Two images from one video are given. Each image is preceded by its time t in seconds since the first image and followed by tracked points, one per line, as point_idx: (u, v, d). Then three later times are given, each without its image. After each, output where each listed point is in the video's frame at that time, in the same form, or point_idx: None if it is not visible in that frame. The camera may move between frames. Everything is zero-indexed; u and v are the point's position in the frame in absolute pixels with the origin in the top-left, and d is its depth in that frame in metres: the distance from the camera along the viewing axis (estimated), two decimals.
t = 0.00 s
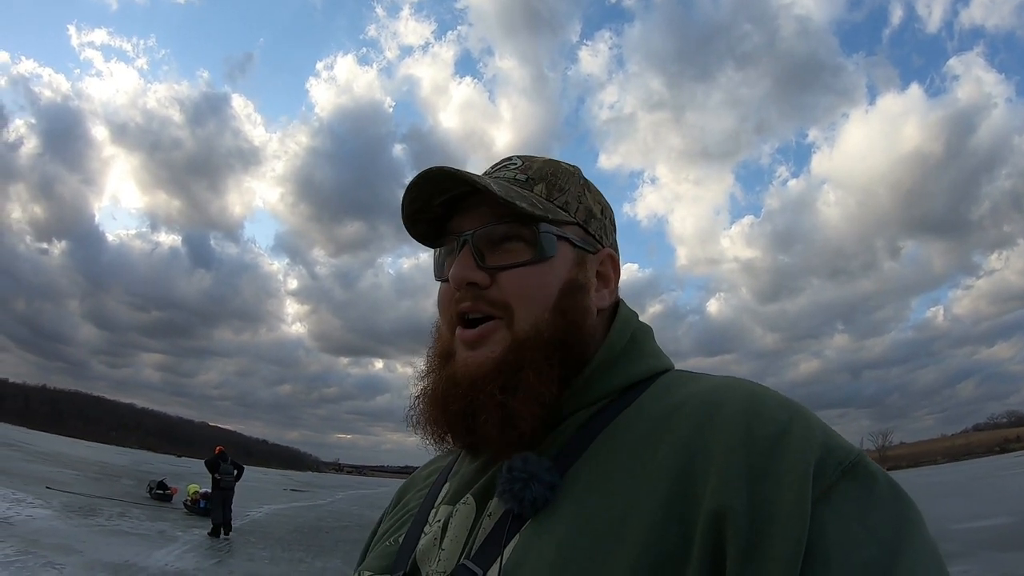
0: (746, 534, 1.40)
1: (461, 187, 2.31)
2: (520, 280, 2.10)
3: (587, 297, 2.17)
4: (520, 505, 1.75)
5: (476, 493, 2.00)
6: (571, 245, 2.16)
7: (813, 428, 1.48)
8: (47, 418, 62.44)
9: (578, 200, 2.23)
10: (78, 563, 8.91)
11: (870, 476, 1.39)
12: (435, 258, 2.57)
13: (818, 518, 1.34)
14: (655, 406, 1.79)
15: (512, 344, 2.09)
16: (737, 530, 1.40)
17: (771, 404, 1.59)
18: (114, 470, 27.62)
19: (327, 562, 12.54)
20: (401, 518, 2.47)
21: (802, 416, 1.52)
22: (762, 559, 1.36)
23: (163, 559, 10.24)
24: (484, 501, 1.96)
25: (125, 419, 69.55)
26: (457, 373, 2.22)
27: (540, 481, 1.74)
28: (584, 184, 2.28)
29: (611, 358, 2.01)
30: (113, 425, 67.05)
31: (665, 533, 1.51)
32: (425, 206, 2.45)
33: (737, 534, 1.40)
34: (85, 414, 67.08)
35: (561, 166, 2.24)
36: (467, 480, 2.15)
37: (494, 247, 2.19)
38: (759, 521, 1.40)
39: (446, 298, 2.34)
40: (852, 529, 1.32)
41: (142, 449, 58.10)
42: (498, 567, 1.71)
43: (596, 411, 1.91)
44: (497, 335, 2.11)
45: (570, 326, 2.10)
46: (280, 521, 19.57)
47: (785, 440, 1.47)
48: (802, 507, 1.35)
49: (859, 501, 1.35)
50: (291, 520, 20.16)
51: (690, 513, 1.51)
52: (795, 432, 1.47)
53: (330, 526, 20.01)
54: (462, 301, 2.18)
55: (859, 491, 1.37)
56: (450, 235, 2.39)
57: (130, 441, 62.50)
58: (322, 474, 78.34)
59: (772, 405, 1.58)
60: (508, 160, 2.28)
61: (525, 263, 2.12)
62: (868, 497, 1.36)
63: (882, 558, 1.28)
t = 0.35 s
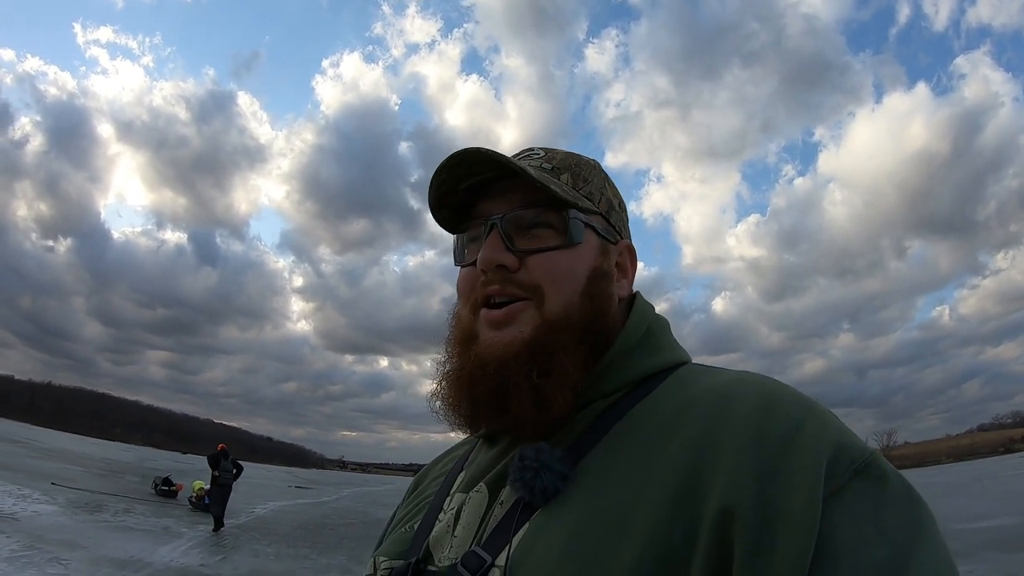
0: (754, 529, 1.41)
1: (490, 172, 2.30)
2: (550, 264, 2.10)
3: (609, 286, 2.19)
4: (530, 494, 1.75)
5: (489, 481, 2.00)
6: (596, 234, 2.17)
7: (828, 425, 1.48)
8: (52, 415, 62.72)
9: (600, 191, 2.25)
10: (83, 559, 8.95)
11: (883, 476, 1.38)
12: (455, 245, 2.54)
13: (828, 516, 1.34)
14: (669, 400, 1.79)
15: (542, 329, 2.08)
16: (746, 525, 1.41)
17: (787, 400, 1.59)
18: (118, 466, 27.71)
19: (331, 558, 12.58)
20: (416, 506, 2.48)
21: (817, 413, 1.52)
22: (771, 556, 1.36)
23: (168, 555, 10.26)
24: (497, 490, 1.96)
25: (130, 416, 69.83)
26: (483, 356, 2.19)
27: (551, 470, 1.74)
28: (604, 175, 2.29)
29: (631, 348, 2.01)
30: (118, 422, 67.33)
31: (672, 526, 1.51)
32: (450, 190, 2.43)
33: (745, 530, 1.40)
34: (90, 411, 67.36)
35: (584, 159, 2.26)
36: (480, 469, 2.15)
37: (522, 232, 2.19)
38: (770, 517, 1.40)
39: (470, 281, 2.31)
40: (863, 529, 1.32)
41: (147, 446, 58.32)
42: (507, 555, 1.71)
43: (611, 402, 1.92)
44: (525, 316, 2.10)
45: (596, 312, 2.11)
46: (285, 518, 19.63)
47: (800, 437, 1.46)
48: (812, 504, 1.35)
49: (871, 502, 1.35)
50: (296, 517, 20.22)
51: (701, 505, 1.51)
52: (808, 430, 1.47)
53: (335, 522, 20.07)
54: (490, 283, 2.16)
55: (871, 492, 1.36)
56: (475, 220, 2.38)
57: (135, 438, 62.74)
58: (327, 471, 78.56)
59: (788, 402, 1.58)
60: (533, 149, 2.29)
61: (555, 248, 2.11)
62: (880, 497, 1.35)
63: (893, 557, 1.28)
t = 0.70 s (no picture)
0: (754, 532, 1.40)
1: (530, 171, 2.17)
2: (608, 270, 2.00)
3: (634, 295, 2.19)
4: (534, 496, 1.75)
5: (494, 483, 2.00)
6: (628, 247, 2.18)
7: (829, 430, 1.47)
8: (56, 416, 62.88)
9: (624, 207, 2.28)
10: (87, 559, 8.98)
11: (880, 481, 1.37)
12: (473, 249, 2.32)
13: (825, 520, 1.33)
14: (672, 404, 1.78)
15: (602, 337, 1.95)
16: (746, 528, 1.40)
17: (790, 405, 1.57)
18: (123, 467, 27.80)
19: (336, 557, 12.62)
20: (418, 504, 2.48)
21: (819, 418, 1.51)
22: (767, 559, 1.35)
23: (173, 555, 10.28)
24: (502, 491, 1.95)
25: (134, 417, 70.01)
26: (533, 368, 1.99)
27: (555, 472, 1.74)
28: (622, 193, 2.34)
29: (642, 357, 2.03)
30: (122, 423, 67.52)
31: (673, 529, 1.50)
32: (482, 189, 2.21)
33: (745, 532, 1.40)
34: (94, 412, 67.53)
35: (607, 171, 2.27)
36: (486, 471, 2.14)
37: (569, 235, 2.07)
38: (768, 520, 1.39)
39: (508, 286, 2.10)
40: (859, 534, 1.31)
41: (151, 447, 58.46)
42: (510, 555, 1.71)
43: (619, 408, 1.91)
44: (583, 323, 1.95)
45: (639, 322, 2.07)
46: (289, 518, 19.67)
47: (801, 441, 1.45)
48: (808, 507, 1.34)
49: (867, 507, 1.34)
50: (300, 517, 20.27)
51: (701, 508, 1.50)
52: (809, 434, 1.45)
53: (339, 522, 20.11)
54: (543, 288, 1.97)
55: (868, 497, 1.35)
56: (507, 223, 2.20)
57: (139, 438, 62.89)
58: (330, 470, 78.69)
59: (791, 406, 1.57)
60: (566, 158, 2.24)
61: (609, 254, 2.03)
62: (877, 504, 1.34)
63: (888, 564, 1.27)
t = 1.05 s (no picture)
0: (750, 527, 1.40)
1: (493, 176, 2.18)
2: (579, 266, 2.04)
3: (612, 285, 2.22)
4: (532, 491, 1.75)
5: (492, 477, 2.00)
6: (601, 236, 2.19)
7: (823, 422, 1.47)
8: (58, 414, 63.01)
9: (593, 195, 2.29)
10: (88, 557, 8.98)
11: (875, 474, 1.37)
12: (451, 257, 2.36)
13: (821, 515, 1.33)
14: (669, 398, 1.78)
15: (577, 331, 1.99)
16: (742, 523, 1.40)
17: (783, 399, 1.58)
18: (123, 465, 27.82)
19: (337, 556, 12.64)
20: (415, 500, 2.48)
21: (813, 411, 1.51)
22: (764, 553, 1.35)
23: (174, 553, 10.30)
24: (499, 487, 1.95)
25: (136, 416, 70.15)
26: (512, 370, 2.04)
27: (552, 468, 1.73)
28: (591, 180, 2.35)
29: (633, 352, 2.02)
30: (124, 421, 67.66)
31: (670, 524, 1.50)
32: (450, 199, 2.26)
33: (741, 527, 1.39)
34: (96, 410, 67.69)
35: (576, 162, 2.27)
36: (482, 466, 2.14)
37: (540, 235, 2.10)
38: (763, 514, 1.39)
39: (486, 292, 2.14)
40: (855, 527, 1.31)
41: (153, 445, 58.59)
42: (509, 551, 1.71)
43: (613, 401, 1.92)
44: (560, 322, 1.99)
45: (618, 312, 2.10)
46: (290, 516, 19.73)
47: (796, 435, 1.46)
48: (804, 501, 1.34)
49: (862, 501, 1.34)
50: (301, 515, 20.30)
51: (697, 503, 1.50)
52: (804, 428, 1.46)
53: (340, 520, 20.13)
54: (518, 290, 2.02)
55: (864, 490, 1.35)
56: (478, 230, 2.24)
57: (141, 436, 63.02)
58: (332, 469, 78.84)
59: (784, 400, 1.57)
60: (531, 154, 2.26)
61: (580, 249, 2.06)
62: (872, 496, 1.34)
63: (884, 556, 1.27)
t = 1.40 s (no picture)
0: (742, 528, 1.39)
1: (499, 168, 2.19)
2: (578, 264, 2.03)
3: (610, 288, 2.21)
4: (523, 494, 1.74)
5: (481, 481, 1.99)
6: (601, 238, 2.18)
7: (813, 423, 1.47)
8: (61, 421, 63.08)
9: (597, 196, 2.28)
10: (91, 564, 8.99)
11: (866, 475, 1.37)
12: (449, 247, 2.36)
13: (813, 516, 1.31)
14: (659, 399, 1.77)
15: (574, 328, 1.99)
16: (734, 524, 1.38)
17: (774, 400, 1.57)
18: (126, 471, 27.85)
19: (340, 561, 12.63)
20: (403, 504, 2.47)
21: (803, 412, 1.50)
22: (756, 555, 1.34)
23: (177, 559, 10.31)
24: (488, 490, 1.94)
25: (139, 422, 70.22)
26: (507, 363, 2.04)
27: (543, 471, 1.72)
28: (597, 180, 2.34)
29: (624, 352, 2.00)
30: (127, 427, 67.73)
31: (663, 526, 1.49)
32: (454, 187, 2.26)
33: (733, 528, 1.38)
34: (98, 416, 67.75)
35: (581, 163, 2.26)
36: (473, 468, 2.13)
37: (541, 232, 2.10)
38: (755, 516, 1.38)
39: (483, 284, 2.15)
40: (846, 528, 1.30)
41: (155, 451, 58.61)
42: (498, 555, 1.69)
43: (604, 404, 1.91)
44: (556, 319, 1.99)
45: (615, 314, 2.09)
46: (293, 521, 19.73)
47: (787, 436, 1.45)
48: (796, 502, 1.33)
49: (852, 502, 1.33)
50: (304, 520, 20.30)
51: (690, 504, 1.49)
52: (795, 430, 1.45)
53: (343, 525, 20.13)
54: (515, 284, 2.03)
55: (854, 491, 1.34)
56: (479, 221, 2.24)
57: (144, 442, 63.06)
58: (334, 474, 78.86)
59: (775, 401, 1.56)
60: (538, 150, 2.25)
61: (580, 248, 2.06)
62: (863, 498, 1.33)
63: (876, 557, 1.26)
